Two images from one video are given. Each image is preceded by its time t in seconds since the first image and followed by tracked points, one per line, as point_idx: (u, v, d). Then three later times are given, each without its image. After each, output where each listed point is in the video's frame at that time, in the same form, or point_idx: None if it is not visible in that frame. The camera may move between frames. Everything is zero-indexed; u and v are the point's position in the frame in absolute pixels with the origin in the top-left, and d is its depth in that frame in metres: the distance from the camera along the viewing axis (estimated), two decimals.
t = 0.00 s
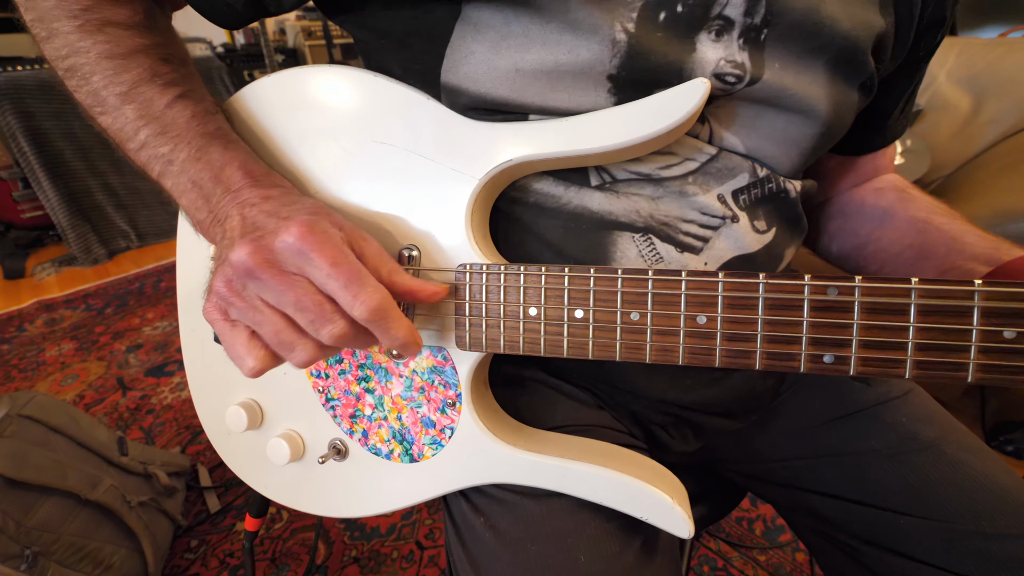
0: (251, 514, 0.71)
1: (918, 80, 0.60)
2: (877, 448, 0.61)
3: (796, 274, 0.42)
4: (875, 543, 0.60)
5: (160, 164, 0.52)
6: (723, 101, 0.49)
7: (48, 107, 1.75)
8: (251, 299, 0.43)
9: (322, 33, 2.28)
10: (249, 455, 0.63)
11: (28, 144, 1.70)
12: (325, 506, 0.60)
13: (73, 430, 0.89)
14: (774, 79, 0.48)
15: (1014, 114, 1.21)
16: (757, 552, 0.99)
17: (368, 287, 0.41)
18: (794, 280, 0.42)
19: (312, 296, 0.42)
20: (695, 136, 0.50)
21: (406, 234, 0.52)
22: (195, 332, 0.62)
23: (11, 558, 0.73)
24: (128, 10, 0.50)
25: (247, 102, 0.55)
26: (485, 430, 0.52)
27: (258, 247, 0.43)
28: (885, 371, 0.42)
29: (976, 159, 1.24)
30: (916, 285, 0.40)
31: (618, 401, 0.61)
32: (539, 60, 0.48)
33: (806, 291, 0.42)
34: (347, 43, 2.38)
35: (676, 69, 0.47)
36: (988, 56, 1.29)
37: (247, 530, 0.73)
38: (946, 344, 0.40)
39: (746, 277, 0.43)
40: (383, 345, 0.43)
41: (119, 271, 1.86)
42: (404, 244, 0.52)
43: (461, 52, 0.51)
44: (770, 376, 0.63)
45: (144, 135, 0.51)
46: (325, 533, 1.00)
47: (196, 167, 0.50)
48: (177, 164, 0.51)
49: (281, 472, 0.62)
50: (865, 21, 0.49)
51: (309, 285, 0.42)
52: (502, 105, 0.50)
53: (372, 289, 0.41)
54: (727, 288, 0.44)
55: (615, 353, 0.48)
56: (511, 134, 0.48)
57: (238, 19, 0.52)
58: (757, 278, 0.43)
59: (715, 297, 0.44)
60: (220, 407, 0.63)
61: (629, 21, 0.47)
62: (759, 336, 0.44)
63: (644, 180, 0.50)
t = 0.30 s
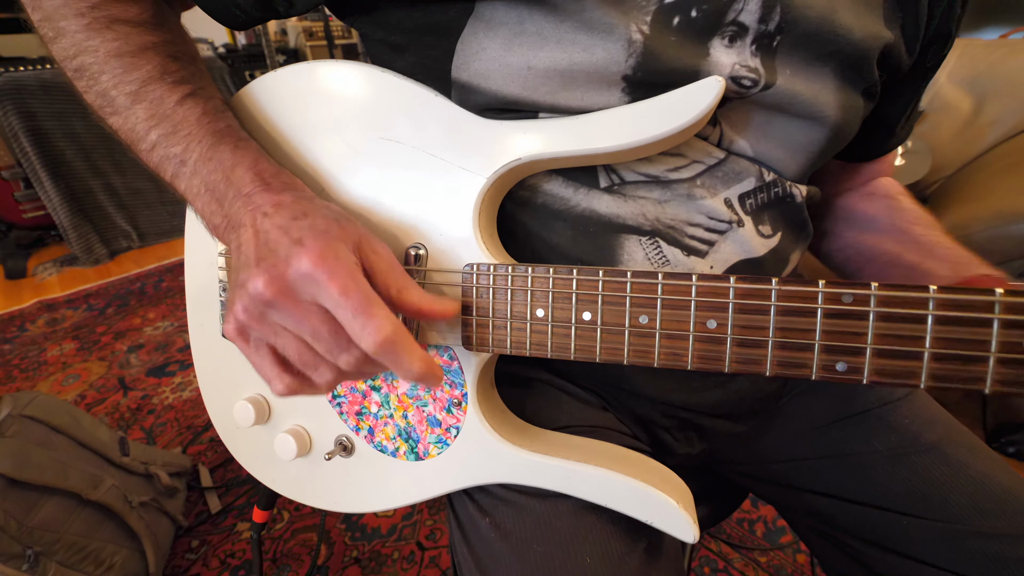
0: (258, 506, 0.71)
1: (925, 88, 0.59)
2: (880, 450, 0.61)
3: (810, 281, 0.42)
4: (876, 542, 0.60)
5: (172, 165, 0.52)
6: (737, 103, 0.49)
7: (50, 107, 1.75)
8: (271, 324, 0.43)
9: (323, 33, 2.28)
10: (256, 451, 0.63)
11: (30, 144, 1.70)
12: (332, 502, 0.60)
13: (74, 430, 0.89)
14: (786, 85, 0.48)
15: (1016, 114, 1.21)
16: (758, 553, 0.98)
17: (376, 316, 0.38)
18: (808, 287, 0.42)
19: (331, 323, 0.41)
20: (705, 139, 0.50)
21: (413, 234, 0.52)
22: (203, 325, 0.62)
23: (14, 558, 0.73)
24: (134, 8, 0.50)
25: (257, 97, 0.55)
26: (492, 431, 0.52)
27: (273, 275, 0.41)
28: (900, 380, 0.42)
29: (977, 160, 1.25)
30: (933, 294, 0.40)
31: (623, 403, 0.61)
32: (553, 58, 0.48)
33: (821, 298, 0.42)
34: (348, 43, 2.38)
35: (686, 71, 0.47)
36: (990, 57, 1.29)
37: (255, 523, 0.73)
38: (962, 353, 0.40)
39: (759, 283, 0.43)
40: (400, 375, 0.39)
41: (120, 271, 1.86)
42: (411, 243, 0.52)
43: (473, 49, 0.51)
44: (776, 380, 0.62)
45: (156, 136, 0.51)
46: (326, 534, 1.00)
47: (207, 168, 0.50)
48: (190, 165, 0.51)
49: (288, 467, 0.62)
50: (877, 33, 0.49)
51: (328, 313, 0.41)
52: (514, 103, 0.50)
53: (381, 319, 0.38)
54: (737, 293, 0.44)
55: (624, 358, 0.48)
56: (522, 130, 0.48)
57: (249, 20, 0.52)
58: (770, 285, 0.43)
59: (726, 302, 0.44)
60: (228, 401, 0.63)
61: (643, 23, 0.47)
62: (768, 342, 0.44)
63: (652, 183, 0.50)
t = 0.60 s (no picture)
0: (251, 510, 0.70)
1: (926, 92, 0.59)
2: (879, 451, 0.61)
3: (807, 285, 0.42)
4: (874, 543, 0.60)
5: (170, 165, 0.52)
6: (738, 108, 0.49)
7: (48, 107, 1.73)
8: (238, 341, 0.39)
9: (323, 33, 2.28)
10: (252, 454, 0.63)
11: (28, 144, 1.70)
12: (328, 504, 0.60)
13: (72, 431, 0.88)
14: (789, 89, 0.48)
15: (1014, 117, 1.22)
16: (758, 554, 0.98)
17: (341, 336, 0.36)
18: (805, 291, 0.42)
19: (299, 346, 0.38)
20: (705, 143, 0.50)
21: (411, 235, 0.52)
22: (196, 328, 0.61)
23: (12, 559, 0.72)
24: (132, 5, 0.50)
25: (256, 96, 0.54)
26: (491, 435, 0.52)
27: (256, 287, 0.39)
28: (892, 382, 0.42)
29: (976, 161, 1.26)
30: (927, 299, 0.40)
31: (622, 404, 0.61)
32: (555, 61, 0.48)
33: (817, 302, 0.42)
34: (348, 43, 2.37)
35: (687, 74, 0.47)
36: (990, 56, 1.27)
37: (248, 526, 0.73)
38: (955, 356, 0.40)
39: (756, 286, 0.43)
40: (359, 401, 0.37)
41: (119, 271, 1.86)
42: (410, 244, 0.52)
43: (474, 50, 0.50)
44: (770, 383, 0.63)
45: (152, 136, 0.51)
46: (325, 534, 0.99)
47: (205, 168, 0.50)
48: (187, 164, 0.51)
49: (284, 470, 0.61)
50: (882, 37, 0.49)
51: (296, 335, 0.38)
52: (516, 107, 0.50)
53: (344, 340, 0.36)
54: (735, 297, 0.44)
55: (622, 360, 0.48)
56: (523, 133, 0.48)
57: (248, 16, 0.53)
58: (767, 289, 0.43)
59: (724, 306, 0.44)
60: (223, 401, 0.62)
61: (647, 26, 0.46)
62: (767, 346, 0.44)
63: (651, 187, 0.50)
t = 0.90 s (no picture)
0: (252, 510, 0.70)
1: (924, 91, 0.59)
2: (880, 451, 0.61)
3: (808, 280, 0.42)
4: (874, 542, 0.60)
5: (173, 158, 0.52)
6: (738, 105, 0.49)
7: (48, 108, 1.73)
8: (255, 328, 0.42)
9: (322, 34, 2.28)
10: (253, 453, 0.63)
11: (27, 145, 1.69)
12: (329, 504, 0.60)
13: (72, 431, 0.88)
14: (789, 86, 0.48)
15: (1011, 117, 1.22)
16: (758, 553, 0.98)
17: (353, 344, 0.39)
18: (806, 286, 0.42)
19: (315, 339, 0.42)
20: (706, 140, 0.50)
21: (413, 233, 0.52)
22: (196, 327, 0.61)
23: (11, 560, 0.72)
24: None
25: (257, 94, 0.54)
26: (492, 432, 0.52)
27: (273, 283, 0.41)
28: (893, 376, 0.42)
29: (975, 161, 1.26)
30: (928, 293, 0.40)
31: (623, 403, 0.61)
32: (557, 58, 0.48)
33: (819, 297, 0.42)
34: (347, 44, 2.37)
35: (690, 70, 0.47)
36: (989, 56, 1.27)
37: (249, 526, 0.73)
38: (956, 351, 0.40)
39: (758, 282, 0.43)
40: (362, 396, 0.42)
41: (118, 271, 1.86)
42: (411, 242, 0.52)
43: (476, 47, 0.50)
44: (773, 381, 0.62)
45: (156, 128, 0.51)
46: (325, 534, 0.99)
47: (208, 163, 0.50)
48: (191, 157, 0.51)
49: (285, 469, 0.61)
50: (881, 33, 0.49)
51: (313, 330, 0.42)
52: (518, 104, 0.50)
53: (355, 348, 0.39)
54: (738, 292, 0.44)
55: (625, 356, 0.48)
56: (524, 132, 0.48)
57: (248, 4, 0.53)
58: (769, 284, 0.43)
59: (727, 301, 0.44)
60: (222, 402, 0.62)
61: (649, 22, 0.46)
62: (768, 341, 0.44)
63: (652, 184, 0.50)
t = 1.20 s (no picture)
0: (252, 509, 0.70)
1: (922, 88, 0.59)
2: (882, 450, 0.60)
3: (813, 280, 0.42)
4: (876, 541, 0.60)
5: (173, 160, 0.51)
6: (740, 104, 0.49)
7: (48, 107, 1.73)
8: (257, 327, 0.42)
9: (322, 33, 2.28)
10: (254, 453, 0.63)
11: (28, 145, 1.69)
12: (330, 504, 0.60)
13: (72, 431, 0.88)
14: (791, 83, 0.47)
15: (1013, 117, 1.21)
16: (758, 554, 0.98)
17: (353, 342, 0.38)
18: (811, 287, 0.42)
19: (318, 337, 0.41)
20: (708, 139, 0.50)
21: (414, 233, 0.51)
22: (196, 327, 0.61)
23: (11, 560, 0.72)
24: None
25: (258, 94, 0.54)
26: (494, 432, 0.52)
27: (275, 284, 0.41)
28: (899, 378, 0.42)
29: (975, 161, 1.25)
30: (933, 294, 0.40)
31: (625, 403, 0.60)
32: (560, 55, 0.48)
33: (823, 297, 0.42)
34: (347, 43, 2.37)
35: (693, 67, 0.47)
36: (990, 56, 1.28)
37: (249, 526, 0.72)
38: (961, 351, 0.40)
39: (762, 282, 0.43)
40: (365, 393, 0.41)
41: (119, 271, 1.86)
42: (413, 242, 0.52)
43: (478, 46, 0.50)
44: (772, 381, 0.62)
45: (156, 130, 0.51)
46: (325, 534, 0.99)
47: (209, 165, 0.50)
48: (191, 160, 0.50)
49: (286, 469, 0.61)
50: (881, 29, 0.49)
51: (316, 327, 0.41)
52: (521, 103, 0.50)
53: (355, 346, 0.38)
54: (742, 293, 0.44)
55: (627, 356, 0.47)
56: (526, 131, 0.47)
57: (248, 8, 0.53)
58: (773, 284, 0.43)
59: (730, 301, 0.44)
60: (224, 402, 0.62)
61: (652, 18, 0.46)
62: (772, 342, 0.44)
63: (654, 184, 0.50)
